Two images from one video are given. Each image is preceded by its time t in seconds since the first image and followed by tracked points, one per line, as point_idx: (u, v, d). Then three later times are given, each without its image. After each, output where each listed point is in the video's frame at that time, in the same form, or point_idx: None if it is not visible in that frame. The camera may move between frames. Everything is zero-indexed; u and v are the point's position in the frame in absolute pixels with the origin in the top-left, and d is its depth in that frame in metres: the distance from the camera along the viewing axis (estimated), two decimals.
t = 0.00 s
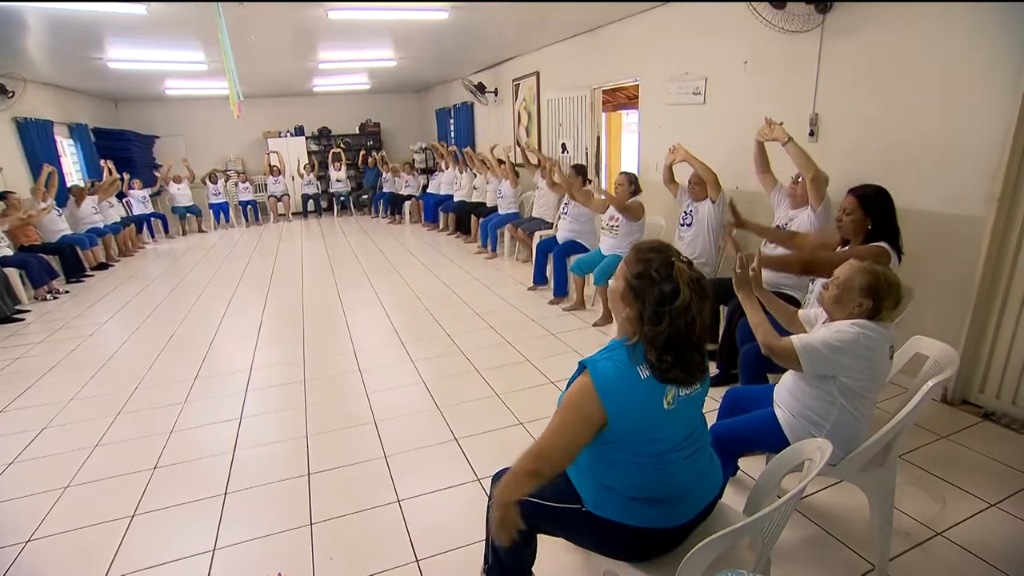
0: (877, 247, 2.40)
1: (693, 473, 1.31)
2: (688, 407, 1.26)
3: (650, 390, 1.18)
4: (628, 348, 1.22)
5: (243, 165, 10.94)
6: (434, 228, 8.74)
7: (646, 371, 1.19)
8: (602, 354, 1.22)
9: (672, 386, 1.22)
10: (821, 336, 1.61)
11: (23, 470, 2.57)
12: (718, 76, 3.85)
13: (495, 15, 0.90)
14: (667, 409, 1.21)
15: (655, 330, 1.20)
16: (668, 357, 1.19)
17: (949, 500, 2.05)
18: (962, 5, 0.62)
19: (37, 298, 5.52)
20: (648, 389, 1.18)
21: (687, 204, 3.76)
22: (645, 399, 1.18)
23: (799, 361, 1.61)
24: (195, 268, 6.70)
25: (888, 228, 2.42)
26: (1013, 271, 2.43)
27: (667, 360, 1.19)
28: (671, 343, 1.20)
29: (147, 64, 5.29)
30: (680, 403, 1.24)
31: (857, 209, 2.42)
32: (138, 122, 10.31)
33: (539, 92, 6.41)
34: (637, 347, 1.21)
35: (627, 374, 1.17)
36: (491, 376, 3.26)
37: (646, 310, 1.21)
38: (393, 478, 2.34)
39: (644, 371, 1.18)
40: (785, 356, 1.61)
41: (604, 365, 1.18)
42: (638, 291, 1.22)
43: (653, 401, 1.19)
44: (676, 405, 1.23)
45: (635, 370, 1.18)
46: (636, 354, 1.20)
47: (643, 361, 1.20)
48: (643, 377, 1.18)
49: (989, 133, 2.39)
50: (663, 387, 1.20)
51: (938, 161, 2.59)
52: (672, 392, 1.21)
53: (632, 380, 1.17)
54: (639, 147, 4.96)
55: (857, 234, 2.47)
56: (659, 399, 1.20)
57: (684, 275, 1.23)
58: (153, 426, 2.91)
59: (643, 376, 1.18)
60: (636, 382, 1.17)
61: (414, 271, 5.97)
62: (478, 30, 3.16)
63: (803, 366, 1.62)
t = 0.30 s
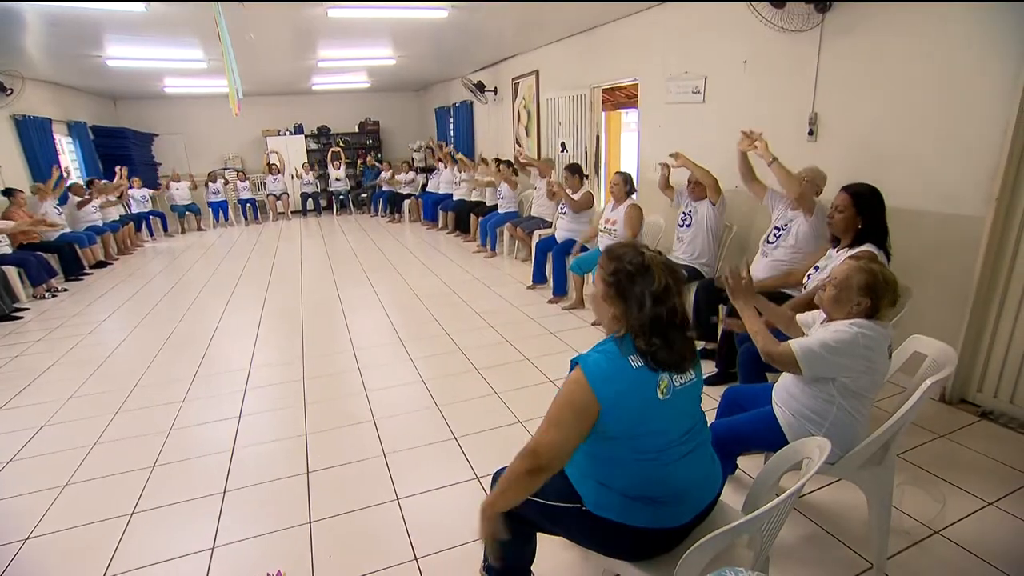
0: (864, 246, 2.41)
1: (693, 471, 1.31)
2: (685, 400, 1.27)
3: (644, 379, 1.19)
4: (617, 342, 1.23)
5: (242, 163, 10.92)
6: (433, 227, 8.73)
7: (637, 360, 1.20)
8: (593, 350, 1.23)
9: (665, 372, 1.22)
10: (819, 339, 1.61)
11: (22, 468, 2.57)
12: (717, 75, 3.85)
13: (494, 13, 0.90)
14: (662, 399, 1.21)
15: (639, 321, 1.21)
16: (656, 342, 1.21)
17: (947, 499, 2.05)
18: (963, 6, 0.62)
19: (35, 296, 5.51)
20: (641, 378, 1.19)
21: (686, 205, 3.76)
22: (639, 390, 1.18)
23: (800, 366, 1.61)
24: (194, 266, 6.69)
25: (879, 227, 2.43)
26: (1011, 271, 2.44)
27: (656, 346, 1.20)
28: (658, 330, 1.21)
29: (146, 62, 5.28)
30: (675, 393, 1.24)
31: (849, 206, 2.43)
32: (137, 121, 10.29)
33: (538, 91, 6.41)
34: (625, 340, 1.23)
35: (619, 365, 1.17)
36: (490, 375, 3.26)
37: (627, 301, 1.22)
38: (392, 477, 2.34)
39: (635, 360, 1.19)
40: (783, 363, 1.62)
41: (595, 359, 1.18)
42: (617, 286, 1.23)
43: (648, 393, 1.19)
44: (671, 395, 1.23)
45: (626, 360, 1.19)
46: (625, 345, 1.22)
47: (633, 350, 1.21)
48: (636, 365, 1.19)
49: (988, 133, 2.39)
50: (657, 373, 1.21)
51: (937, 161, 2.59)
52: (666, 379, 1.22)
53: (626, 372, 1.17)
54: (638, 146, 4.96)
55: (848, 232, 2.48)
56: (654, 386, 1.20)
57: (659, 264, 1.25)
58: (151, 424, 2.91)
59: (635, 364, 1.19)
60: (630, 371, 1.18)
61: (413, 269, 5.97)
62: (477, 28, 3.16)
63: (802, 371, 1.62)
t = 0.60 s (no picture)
0: (848, 250, 2.41)
1: (687, 465, 1.31)
2: (673, 391, 1.28)
3: (625, 370, 1.22)
4: (599, 337, 1.28)
5: (241, 162, 10.91)
6: (433, 227, 8.73)
7: (619, 352, 1.24)
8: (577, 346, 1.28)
9: (647, 360, 1.25)
10: (828, 354, 1.62)
11: (20, 468, 2.56)
12: (716, 75, 3.85)
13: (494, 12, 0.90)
14: (646, 390, 1.23)
15: (616, 315, 1.26)
16: (635, 333, 1.25)
17: (945, 499, 2.05)
18: (962, 5, 0.62)
19: (33, 296, 5.51)
20: (623, 369, 1.22)
21: (684, 207, 3.76)
22: (621, 379, 1.21)
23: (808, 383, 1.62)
24: (193, 266, 6.68)
25: (867, 229, 2.44)
26: (1010, 271, 2.44)
27: (635, 336, 1.25)
28: (635, 322, 1.26)
29: (145, 61, 5.27)
30: (660, 383, 1.26)
31: (838, 209, 2.44)
32: (136, 120, 10.28)
33: (538, 91, 6.41)
34: (607, 335, 1.27)
35: (599, 357, 1.22)
36: (489, 375, 3.26)
37: (603, 297, 1.27)
38: (391, 476, 2.34)
39: (617, 353, 1.23)
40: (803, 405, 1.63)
41: (575, 353, 1.24)
42: (592, 284, 1.28)
43: (631, 384, 1.22)
44: (656, 385, 1.25)
45: (608, 353, 1.23)
46: (607, 339, 1.26)
47: (614, 343, 1.25)
48: (616, 358, 1.23)
49: (987, 133, 2.39)
50: (639, 362, 1.24)
51: (935, 161, 2.59)
52: (648, 369, 1.25)
53: (606, 363, 1.22)
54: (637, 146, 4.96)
55: (836, 234, 2.49)
56: (636, 373, 1.23)
57: (630, 260, 1.30)
58: (150, 423, 2.90)
59: (615, 356, 1.23)
60: (610, 363, 1.22)
61: (412, 269, 5.97)
62: (477, 28, 3.17)
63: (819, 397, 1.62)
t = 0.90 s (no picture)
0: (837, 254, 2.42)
1: (674, 452, 1.30)
2: (647, 380, 1.29)
3: (593, 365, 1.25)
4: (566, 344, 1.30)
5: (239, 163, 10.89)
6: (431, 228, 8.72)
7: (585, 351, 1.26)
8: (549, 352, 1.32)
9: (614, 354, 1.27)
10: (828, 360, 1.62)
11: (18, 469, 2.55)
12: (714, 76, 3.86)
13: (490, 12, 0.90)
14: (617, 380, 1.24)
15: (578, 318, 1.29)
16: (597, 332, 1.27)
17: (943, 499, 2.06)
18: (958, 6, 0.62)
19: (30, 297, 5.48)
20: (591, 365, 1.24)
21: (680, 210, 3.76)
22: (590, 374, 1.24)
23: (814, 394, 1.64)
24: (191, 267, 6.67)
25: (857, 231, 2.45)
26: (1007, 272, 2.45)
27: (596, 334, 1.27)
28: (596, 322, 1.28)
29: (143, 62, 5.26)
30: (632, 372, 1.27)
31: (829, 213, 2.44)
32: (134, 121, 10.27)
33: (536, 92, 6.41)
34: (572, 340, 1.30)
35: (567, 358, 1.26)
36: (487, 375, 3.26)
37: (560, 306, 1.30)
38: (390, 477, 2.34)
39: (584, 351, 1.26)
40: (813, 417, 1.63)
41: (545, 357, 1.28)
42: (553, 296, 1.30)
43: (600, 377, 1.24)
44: (627, 374, 1.26)
45: (574, 353, 1.27)
46: (571, 342, 1.29)
47: (579, 344, 1.28)
48: (584, 355, 1.26)
49: (984, 134, 2.40)
50: (606, 358, 1.26)
51: (933, 162, 2.60)
52: (617, 361, 1.26)
53: (574, 362, 1.25)
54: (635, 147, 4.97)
55: (827, 238, 2.49)
56: (604, 366, 1.25)
57: (587, 267, 1.33)
58: (148, 424, 2.90)
59: (581, 355, 1.26)
60: (578, 362, 1.25)
61: (411, 270, 5.96)
62: (475, 29, 3.17)
63: (827, 406, 1.62)
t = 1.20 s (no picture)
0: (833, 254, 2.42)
1: (660, 439, 1.31)
2: (623, 371, 1.32)
3: (568, 362, 1.29)
4: (540, 350, 1.34)
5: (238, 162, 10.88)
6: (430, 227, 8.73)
7: (560, 351, 1.31)
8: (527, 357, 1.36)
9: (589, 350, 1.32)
10: (822, 359, 1.62)
11: (15, 469, 2.55)
12: (713, 75, 3.86)
13: (488, 11, 0.90)
14: (592, 373, 1.28)
15: (549, 326, 1.34)
16: (566, 334, 1.31)
17: (941, 498, 2.06)
18: (959, 5, 0.62)
19: (28, 296, 5.46)
20: (566, 363, 1.29)
21: (679, 209, 3.75)
22: (566, 371, 1.28)
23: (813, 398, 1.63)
24: (190, 266, 6.66)
25: (852, 230, 2.45)
26: (1005, 271, 2.45)
27: (567, 336, 1.31)
28: (567, 326, 1.33)
29: (141, 60, 5.25)
30: (608, 365, 1.31)
31: (820, 214, 2.45)
32: (132, 119, 10.26)
33: (535, 91, 6.41)
34: (546, 345, 1.34)
35: (543, 359, 1.30)
36: (486, 375, 3.26)
37: (531, 317, 1.36)
38: (388, 476, 2.34)
39: (557, 351, 1.30)
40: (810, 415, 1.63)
41: (523, 360, 1.32)
42: (526, 309, 1.36)
43: (575, 372, 1.28)
44: (603, 367, 1.30)
45: (548, 355, 1.30)
46: (546, 345, 1.33)
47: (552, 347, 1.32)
48: (558, 355, 1.30)
49: (983, 134, 2.40)
50: (580, 356, 1.30)
51: (933, 162, 2.60)
52: (593, 356, 1.30)
53: (549, 361, 1.29)
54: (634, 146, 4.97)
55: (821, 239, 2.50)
56: (578, 362, 1.29)
57: (554, 278, 1.40)
58: (146, 423, 2.89)
59: (555, 354, 1.30)
60: (553, 361, 1.29)
61: (410, 269, 5.96)
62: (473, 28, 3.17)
63: (824, 404, 1.62)
